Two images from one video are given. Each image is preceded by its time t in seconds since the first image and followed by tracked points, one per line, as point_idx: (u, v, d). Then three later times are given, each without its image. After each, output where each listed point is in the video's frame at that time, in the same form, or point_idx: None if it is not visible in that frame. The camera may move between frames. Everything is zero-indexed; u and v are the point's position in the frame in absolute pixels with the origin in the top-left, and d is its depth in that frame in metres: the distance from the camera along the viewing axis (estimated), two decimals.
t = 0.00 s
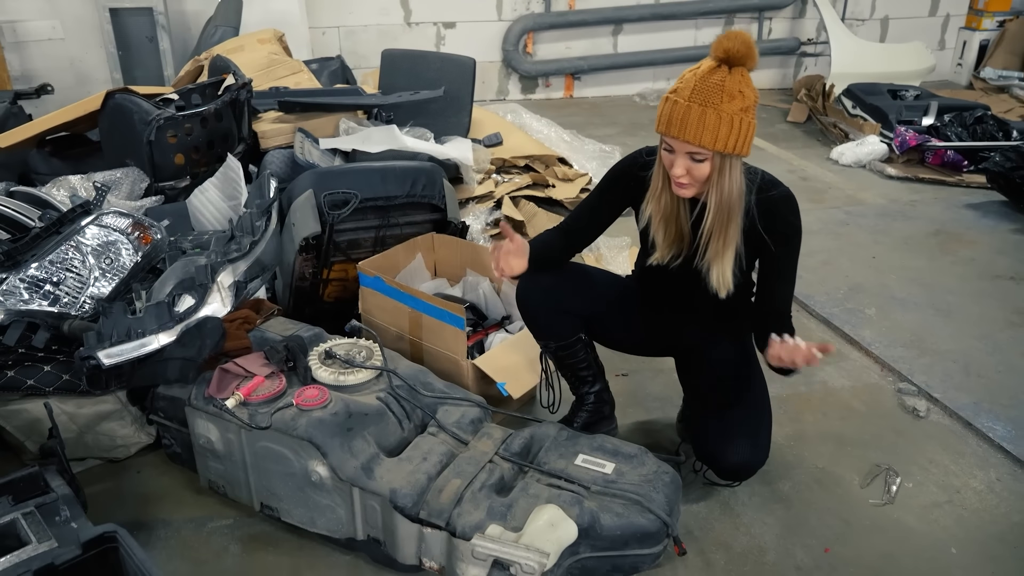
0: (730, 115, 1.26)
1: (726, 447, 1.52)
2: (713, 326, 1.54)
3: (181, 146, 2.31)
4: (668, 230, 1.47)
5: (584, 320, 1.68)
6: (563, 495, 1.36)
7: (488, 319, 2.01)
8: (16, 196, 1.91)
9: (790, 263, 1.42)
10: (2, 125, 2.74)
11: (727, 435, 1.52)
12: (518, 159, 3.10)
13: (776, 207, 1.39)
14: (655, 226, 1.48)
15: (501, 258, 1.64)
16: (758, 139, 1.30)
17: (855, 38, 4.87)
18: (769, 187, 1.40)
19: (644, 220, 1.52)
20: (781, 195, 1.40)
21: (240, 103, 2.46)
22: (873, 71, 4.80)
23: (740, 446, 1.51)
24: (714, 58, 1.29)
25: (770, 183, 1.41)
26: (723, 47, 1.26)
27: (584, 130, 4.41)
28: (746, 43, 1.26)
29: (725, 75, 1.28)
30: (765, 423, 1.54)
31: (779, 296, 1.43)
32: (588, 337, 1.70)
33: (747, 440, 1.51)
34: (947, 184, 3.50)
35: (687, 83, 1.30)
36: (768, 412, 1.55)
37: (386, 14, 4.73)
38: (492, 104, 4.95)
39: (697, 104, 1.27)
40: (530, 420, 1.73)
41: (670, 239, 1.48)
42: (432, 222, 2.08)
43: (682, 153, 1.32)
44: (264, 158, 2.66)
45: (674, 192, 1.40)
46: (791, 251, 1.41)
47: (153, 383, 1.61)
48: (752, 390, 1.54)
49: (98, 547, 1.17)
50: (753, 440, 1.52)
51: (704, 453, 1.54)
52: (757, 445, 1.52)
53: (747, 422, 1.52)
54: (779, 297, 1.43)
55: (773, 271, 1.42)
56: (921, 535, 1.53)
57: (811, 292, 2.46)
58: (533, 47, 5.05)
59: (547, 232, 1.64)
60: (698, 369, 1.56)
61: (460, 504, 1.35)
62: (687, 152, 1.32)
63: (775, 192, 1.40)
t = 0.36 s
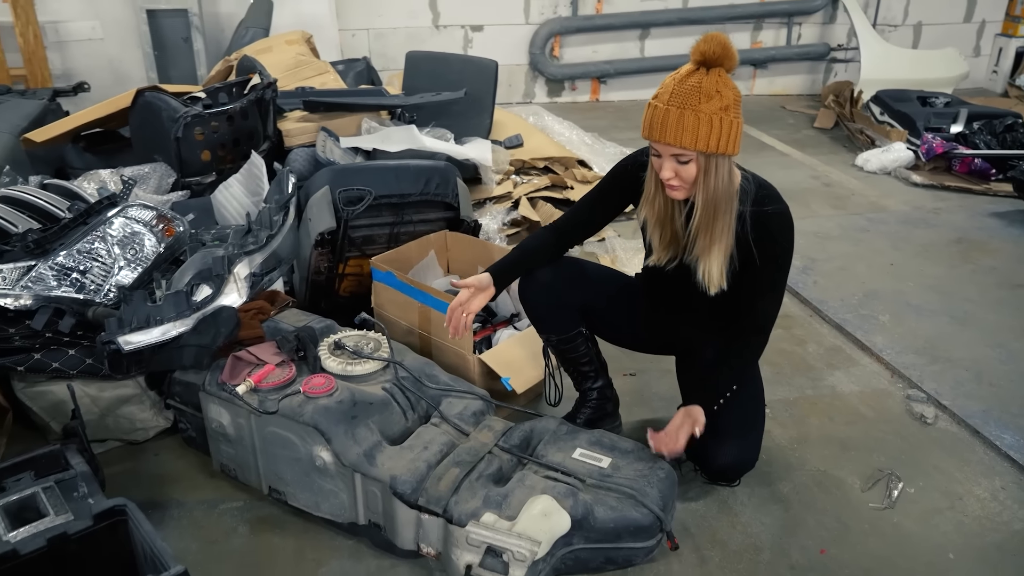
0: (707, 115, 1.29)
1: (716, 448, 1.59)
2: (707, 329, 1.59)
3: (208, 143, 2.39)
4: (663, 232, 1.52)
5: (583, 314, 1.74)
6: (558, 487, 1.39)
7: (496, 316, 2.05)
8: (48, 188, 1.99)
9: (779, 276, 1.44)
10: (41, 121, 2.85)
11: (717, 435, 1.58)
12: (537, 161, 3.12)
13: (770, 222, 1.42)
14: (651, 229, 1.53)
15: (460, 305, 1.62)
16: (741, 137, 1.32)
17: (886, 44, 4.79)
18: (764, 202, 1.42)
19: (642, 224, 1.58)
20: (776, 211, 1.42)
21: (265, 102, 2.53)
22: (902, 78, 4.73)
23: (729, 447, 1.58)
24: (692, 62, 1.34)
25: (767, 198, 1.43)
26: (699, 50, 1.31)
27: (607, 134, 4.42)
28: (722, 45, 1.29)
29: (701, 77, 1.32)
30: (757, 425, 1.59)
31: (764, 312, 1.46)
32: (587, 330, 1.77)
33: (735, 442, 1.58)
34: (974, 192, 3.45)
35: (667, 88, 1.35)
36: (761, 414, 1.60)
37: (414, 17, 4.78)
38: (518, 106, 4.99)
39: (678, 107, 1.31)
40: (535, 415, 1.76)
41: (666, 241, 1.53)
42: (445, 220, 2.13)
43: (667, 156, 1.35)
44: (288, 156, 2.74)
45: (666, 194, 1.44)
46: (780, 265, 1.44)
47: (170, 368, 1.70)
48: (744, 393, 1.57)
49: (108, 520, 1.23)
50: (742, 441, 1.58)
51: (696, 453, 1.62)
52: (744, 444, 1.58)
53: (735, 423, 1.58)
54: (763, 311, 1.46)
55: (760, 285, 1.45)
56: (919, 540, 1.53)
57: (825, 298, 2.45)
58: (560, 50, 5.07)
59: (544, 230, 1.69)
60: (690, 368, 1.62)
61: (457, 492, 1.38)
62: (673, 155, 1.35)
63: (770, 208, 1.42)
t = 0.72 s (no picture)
0: (708, 110, 1.32)
1: (714, 438, 1.62)
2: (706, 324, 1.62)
3: (233, 135, 2.44)
4: (659, 223, 1.55)
5: (587, 304, 1.78)
6: (557, 470, 1.42)
7: (506, 306, 2.10)
8: (80, 176, 2.08)
9: (776, 271, 1.47)
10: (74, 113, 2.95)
11: (714, 426, 1.62)
12: (555, 159, 3.16)
13: (764, 216, 1.45)
14: (648, 221, 1.56)
15: (465, 288, 1.67)
16: (739, 135, 1.35)
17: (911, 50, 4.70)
18: (760, 196, 1.46)
19: (640, 213, 1.60)
20: (771, 206, 1.46)
21: (289, 97, 2.59)
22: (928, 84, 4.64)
23: (726, 438, 1.61)
24: (698, 58, 1.37)
25: (763, 193, 1.47)
26: (706, 46, 1.34)
27: (628, 135, 4.44)
28: (728, 43, 1.33)
29: (705, 73, 1.35)
30: (756, 418, 1.62)
31: (760, 307, 1.49)
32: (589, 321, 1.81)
33: (733, 433, 1.61)
34: (996, 198, 3.42)
35: (670, 81, 1.37)
36: (760, 407, 1.63)
37: (439, 17, 4.83)
38: (540, 107, 5.03)
39: (677, 101, 1.34)
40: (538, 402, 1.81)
41: (662, 232, 1.56)
42: (459, 213, 2.20)
43: (666, 148, 1.39)
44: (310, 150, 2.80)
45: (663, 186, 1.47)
46: (776, 262, 1.46)
47: (188, 349, 1.75)
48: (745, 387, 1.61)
49: (123, 487, 1.29)
50: (740, 432, 1.61)
51: (694, 443, 1.66)
52: (742, 436, 1.61)
53: (734, 415, 1.61)
54: (760, 307, 1.49)
55: (757, 280, 1.48)
56: (918, 535, 1.54)
57: (837, 298, 2.46)
58: (583, 52, 5.10)
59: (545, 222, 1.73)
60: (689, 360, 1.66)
61: (459, 473, 1.42)
62: (670, 147, 1.39)
63: (765, 203, 1.46)
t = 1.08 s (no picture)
0: (716, 101, 1.34)
1: (715, 429, 1.65)
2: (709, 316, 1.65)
3: (256, 129, 2.49)
4: (661, 206, 1.57)
5: (593, 299, 1.82)
6: (560, 456, 1.46)
7: (518, 299, 2.13)
8: (107, 166, 2.14)
9: (781, 263, 1.49)
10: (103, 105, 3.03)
11: (716, 416, 1.65)
12: (572, 156, 3.19)
13: (774, 209, 1.47)
14: (653, 202, 1.58)
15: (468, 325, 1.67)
16: (745, 134, 1.37)
17: (937, 53, 4.67)
18: (771, 187, 1.48)
19: (646, 190, 1.62)
20: (781, 198, 1.47)
21: (312, 92, 2.65)
22: (953, 86, 4.60)
23: (727, 429, 1.64)
24: (725, 52, 1.39)
25: (773, 185, 1.49)
26: (734, 43, 1.36)
27: (647, 134, 4.45)
28: (756, 44, 1.35)
29: (724, 66, 1.36)
30: (757, 408, 1.65)
31: (765, 299, 1.51)
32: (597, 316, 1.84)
33: (735, 424, 1.63)
34: (1017, 202, 3.39)
35: (689, 67, 1.39)
36: (762, 398, 1.65)
37: (463, 16, 4.87)
38: (561, 106, 5.05)
39: (690, 86, 1.36)
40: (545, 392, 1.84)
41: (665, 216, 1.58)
42: (473, 207, 2.23)
43: (671, 130, 1.41)
44: (332, 144, 2.85)
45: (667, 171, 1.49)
46: (781, 254, 1.48)
47: (207, 332, 1.79)
48: (748, 378, 1.63)
49: (141, 460, 1.34)
50: (741, 423, 1.63)
51: (697, 434, 1.68)
52: (745, 428, 1.63)
53: (737, 408, 1.63)
54: (764, 298, 1.52)
55: (761, 271, 1.50)
56: (918, 531, 1.55)
57: (850, 298, 2.46)
58: (605, 52, 5.12)
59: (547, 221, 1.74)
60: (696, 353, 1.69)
61: (465, 457, 1.46)
62: (675, 130, 1.41)
63: (776, 194, 1.47)
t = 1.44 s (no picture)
0: (731, 92, 1.36)
1: (719, 421, 1.66)
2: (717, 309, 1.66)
3: (272, 123, 2.54)
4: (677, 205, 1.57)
5: (602, 295, 1.83)
6: (562, 445, 1.48)
7: (526, 292, 2.14)
8: (127, 158, 2.20)
9: (788, 264, 1.50)
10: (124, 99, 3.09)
11: (722, 409, 1.66)
12: (584, 154, 3.21)
13: (781, 209, 1.49)
14: (666, 202, 1.58)
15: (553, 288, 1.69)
16: (758, 125, 1.39)
17: (956, 53, 4.63)
18: (776, 188, 1.50)
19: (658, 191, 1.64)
20: (786, 199, 1.49)
21: (327, 89, 2.66)
22: (971, 86, 4.56)
23: (732, 422, 1.65)
24: (734, 46, 1.42)
25: (779, 185, 1.51)
26: (743, 37, 1.39)
27: (662, 133, 4.46)
28: (766, 37, 1.38)
29: (736, 59, 1.39)
30: (763, 401, 1.66)
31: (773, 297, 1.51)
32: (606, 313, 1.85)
33: (740, 417, 1.64)
34: None
35: (701, 62, 1.41)
36: (768, 391, 1.66)
37: (480, 15, 4.90)
38: (576, 104, 5.06)
39: (704, 78, 1.38)
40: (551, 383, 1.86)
41: (678, 216, 1.58)
42: (483, 201, 2.27)
43: (686, 123, 1.43)
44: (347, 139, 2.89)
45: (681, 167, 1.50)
46: (790, 251, 1.49)
47: (220, 321, 1.83)
48: (754, 372, 1.65)
49: (153, 441, 1.38)
50: (748, 415, 1.64)
51: (702, 426, 1.69)
52: (749, 421, 1.64)
53: (743, 401, 1.64)
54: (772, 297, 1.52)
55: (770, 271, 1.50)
56: (919, 526, 1.56)
57: (859, 296, 2.46)
58: (622, 50, 5.13)
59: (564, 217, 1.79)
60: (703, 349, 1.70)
61: (468, 444, 1.49)
62: (690, 124, 1.42)
63: (781, 195, 1.49)
